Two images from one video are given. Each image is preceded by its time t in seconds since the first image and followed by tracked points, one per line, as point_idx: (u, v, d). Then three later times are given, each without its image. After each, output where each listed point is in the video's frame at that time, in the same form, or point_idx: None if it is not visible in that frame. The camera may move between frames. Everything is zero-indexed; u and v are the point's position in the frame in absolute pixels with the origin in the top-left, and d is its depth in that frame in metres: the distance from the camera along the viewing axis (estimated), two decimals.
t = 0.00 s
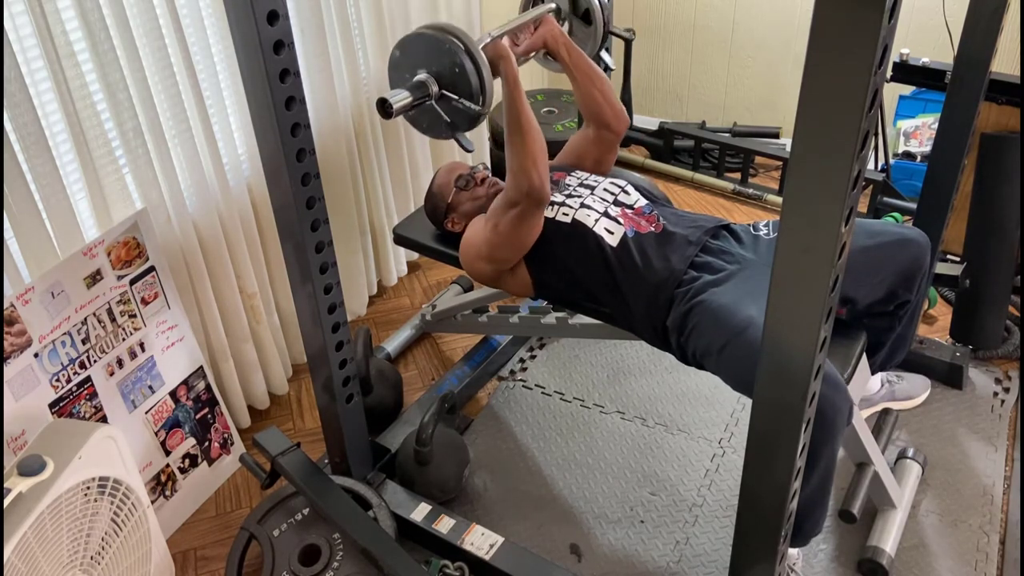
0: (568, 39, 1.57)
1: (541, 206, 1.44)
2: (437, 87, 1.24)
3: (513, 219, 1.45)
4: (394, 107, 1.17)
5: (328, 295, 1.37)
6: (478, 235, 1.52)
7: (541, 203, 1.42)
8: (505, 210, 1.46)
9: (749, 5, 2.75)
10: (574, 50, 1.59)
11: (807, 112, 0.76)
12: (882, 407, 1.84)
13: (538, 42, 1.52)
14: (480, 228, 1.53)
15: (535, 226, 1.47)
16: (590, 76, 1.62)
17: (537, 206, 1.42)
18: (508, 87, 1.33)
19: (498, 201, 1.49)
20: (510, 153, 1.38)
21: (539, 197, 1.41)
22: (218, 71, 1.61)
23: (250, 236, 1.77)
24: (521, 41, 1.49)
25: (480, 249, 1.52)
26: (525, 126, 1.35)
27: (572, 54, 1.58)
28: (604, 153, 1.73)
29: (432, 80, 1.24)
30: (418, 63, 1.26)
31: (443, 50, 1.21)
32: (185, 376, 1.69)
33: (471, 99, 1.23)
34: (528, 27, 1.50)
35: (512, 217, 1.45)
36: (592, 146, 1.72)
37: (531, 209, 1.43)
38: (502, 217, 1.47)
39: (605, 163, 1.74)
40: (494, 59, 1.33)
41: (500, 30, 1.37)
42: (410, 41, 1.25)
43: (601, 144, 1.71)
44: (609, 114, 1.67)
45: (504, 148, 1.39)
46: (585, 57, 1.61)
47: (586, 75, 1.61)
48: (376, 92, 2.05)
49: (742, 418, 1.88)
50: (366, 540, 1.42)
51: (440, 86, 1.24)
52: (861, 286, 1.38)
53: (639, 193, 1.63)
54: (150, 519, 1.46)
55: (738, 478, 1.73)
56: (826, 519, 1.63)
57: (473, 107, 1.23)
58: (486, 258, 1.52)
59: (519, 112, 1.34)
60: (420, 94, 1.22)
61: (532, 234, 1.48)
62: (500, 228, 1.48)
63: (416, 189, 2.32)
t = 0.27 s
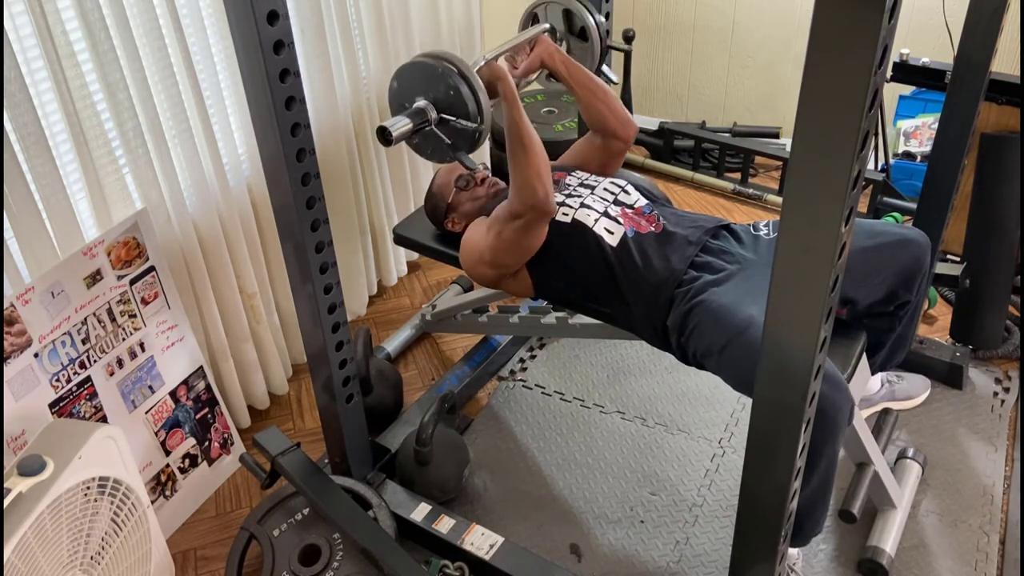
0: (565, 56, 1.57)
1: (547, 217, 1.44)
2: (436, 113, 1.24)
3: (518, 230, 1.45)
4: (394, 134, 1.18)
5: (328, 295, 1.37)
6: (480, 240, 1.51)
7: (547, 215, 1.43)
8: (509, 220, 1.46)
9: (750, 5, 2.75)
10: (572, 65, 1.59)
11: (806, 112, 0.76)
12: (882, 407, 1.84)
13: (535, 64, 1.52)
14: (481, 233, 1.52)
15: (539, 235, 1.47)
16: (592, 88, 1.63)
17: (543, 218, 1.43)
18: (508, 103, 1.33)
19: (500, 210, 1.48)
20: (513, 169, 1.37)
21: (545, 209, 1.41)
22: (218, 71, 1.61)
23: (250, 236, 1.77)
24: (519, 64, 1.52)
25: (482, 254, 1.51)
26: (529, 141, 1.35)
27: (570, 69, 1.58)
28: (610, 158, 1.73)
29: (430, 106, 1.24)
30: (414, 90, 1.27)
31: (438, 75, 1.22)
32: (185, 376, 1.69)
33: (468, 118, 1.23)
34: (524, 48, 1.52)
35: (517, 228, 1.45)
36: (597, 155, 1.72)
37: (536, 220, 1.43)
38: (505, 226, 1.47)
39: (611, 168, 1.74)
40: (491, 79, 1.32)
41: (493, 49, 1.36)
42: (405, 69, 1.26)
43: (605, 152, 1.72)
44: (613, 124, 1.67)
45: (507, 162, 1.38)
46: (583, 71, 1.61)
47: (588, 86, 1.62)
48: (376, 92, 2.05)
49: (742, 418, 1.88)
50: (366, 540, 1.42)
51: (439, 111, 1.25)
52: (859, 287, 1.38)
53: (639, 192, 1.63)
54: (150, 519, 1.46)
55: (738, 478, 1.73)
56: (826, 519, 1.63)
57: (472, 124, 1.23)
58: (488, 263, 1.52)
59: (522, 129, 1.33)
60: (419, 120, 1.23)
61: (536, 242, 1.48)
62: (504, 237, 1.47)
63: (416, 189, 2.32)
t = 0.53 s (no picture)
0: (562, 73, 1.59)
1: (550, 229, 1.44)
2: (434, 136, 1.24)
3: (520, 240, 1.45)
4: (394, 159, 1.18)
5: (328, 295, 1.37)
6: (481, 245, 1.51)
7: (551, 226, 1.43)
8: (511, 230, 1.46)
9: (750, 4, 2.75)
10: (570, 80, 1.60)
11: (806, 113, 0.76)
12: (882, 407, 1.84)
13: (533, 81, 1.57)
14: (483, 237, 1.52)
15: (542, 245, 1.47)
16: (593, 100, 1.63)
17: (546, 230, 1.43)
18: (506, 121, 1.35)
19: (502, 218, 1.48)
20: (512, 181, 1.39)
21: (547, 220, 1.41)
22: (218, 71, 1.61)
23: (250, 236, 1.77)
24: (518, 84, 1.57)
25: (483, 259, 1.51)
26: (529, 157, 1.37)
27: (569, 85, 1.60)
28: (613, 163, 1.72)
29: (429, 130, 1.24)
30: (412, 115, 1.27)
31: (434, 98, 1.22)
32: (185, 376, 1.69)
33: (465, 137, 1.23)
34: (520, 69, 1.57)
35: (519, 238, 1.45)
36: (600, 162, 1.73)
37: (540, 232, 1.43)
38: (507, 236, 1.47)
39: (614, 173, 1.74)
40: (488, 99, 1.34)
41: (490, 70, 1.38)
42: (401, 97, 1.26)
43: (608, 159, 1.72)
44: (617, 133, 1.67)
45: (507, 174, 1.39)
46: (582, 85, 1.62)
47: (588, 99, 1.63)
48: (376, 92, 2.05)
49: (742, 418, 1.88)
50: (366, 540, 1.42)
51: (437, 134, 1.24)
52: (859, 287, 1.38)
53: (639, 192, 1.63)
54: (150, 519, 1.46)
55: (738, 478, 1.73)
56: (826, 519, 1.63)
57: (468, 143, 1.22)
58: (489, 267, 1.52)
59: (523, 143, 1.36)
60: (419, 144, 1.22)
61: (539, 251, 1.48)
62: (506, 245, 1.47)
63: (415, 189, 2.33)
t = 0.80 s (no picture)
0: (561, 87, 1.60)
1: (552, 239, 1.45)
2: (435, 156, 1.28)
3: (522, 248, 1.45)
4: (394, 179, 1.22)
5: (328, 295, 1.37)
6: (481, 249, 1.51)
7: (553, 235, 1.43)
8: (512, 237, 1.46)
9: (750, 4, 2.75)
10: (569, 93, 1.61)
11: (806, 113, 0.76)
12: (882, 407, 1.84)
13: (532, 98, 1.58)
14: (483, 241, 1.51)
15: (542, 252, 1.48)
16: (594, 111, 1.64)
17: (548, 239, 1.43)
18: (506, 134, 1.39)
19: (503, 224, 1.48)
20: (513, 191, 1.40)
21: (549, 229, 1.41)
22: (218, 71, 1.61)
23: (250, 236, 1.77)
24: (517, 101, 1.59)
25: (483, 262, 1.51)
26: (528, 166, 1.39)
27: (568, 98, 1.61)
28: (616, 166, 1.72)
29: (430, 150, 1.29)
30: (413, 137, 1.31)
31: (432, 119, 1.27)
32: (185, 376, 1.69)
33: (464, 152, 1.27)
34: (518, 86, 1.59)
35: (521, 246, 1.46)
36: (603, 170, 1.72)
37: (541, 241, 1.44)
38: (508, 242, 1.46)
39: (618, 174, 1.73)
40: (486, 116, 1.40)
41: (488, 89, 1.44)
42: (401, 120, 1.31)
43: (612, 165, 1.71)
44: (620, 141, 1.67)
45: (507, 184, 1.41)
46: (581, 97, 1.63)
47: (589, 110, 1.63)
48: (376, 92, 2.05)
49: (742, 418, 1.88)
50: (366, 540, 1.42)
51: (438, 154, 1.29)
52: (859, 287, 1.38)
53: (638, 192, 1.63)
54: (150, 519, 1.46)
55: (738, 478, 1.73)
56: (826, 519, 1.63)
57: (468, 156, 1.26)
58: (489, 271, 1.52)
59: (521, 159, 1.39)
60: (420, 164, 1.27)
61: (540, 258, 1.48)
62: (507, 252, 1.47)
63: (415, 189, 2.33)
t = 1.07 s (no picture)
0: (561, 98, 1.61)
1: (554, 248, 1.45)
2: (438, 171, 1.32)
3: (524, 255, 1.45)
4: (399, 193, 1.24)
5: (328, 295, 1.37)
6: (483, 252, 1.50)
7: (556, 244, 1.43)
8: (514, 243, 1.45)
9: (749, 4, 2.75)
10: (570, 104, 1.63)
11: (806, 113, 0.76)
12: (882, 407, 1.84)
13: (533, 111, 1.61)
14: (485, 244, 1.51)
15: (545, 260, 1.47)
16: (595, 120, 1.63)
17: (550, 248, 1.43)
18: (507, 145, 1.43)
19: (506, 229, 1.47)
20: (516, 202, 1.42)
21: (552, 238, 1.42)
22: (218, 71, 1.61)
23: (250, 236, 1.77)
24: (519, 115, 1.62)
25: (484, 265, 1.50)
26: (530, 175, 1.42)
27: (568, 109, 1.62)
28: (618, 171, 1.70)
29: (433, 166, 1.32)
30: (416, 154, 1.35)
31: (434, 135, 1.30)
32: (185, 377, 1.69)
33: (465, 165, 1.30)
34: (520, 100, 1.63)
35: (522, 254, 1.45)
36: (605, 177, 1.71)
37: (544, 249, 1.44)
38: (511, 249, 1.46)
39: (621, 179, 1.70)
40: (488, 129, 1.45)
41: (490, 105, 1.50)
42: (403, 138, 1.35)
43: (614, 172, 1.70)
44: (622, 150, 1.65)
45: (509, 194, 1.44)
46: (583, 107, 1.63)
47: (590, 119, 1.63)
48: (376, 92, 2.05)
49: (742, 418, 1.88)
50: (366, 540, 1.42)
51: (441, 169, 1.32)
52: (859, 287, 1.38)
53: (639, 191, 1.63)
54: (150, 519, 1.46)
55: (738, 478, 1.73)
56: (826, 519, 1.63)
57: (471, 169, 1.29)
58: (490, 275, 1.51)
59: (523, 171, 1.41)
60: (424, 179, 1.30)
61: (542, 265, 1.48)
62: (510, 257, 1.47)
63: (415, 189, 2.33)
